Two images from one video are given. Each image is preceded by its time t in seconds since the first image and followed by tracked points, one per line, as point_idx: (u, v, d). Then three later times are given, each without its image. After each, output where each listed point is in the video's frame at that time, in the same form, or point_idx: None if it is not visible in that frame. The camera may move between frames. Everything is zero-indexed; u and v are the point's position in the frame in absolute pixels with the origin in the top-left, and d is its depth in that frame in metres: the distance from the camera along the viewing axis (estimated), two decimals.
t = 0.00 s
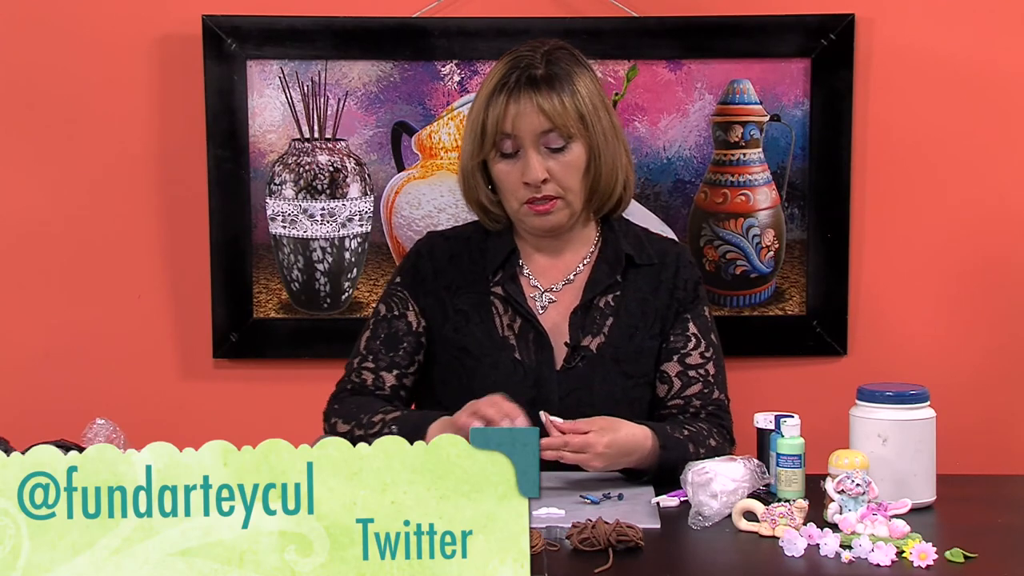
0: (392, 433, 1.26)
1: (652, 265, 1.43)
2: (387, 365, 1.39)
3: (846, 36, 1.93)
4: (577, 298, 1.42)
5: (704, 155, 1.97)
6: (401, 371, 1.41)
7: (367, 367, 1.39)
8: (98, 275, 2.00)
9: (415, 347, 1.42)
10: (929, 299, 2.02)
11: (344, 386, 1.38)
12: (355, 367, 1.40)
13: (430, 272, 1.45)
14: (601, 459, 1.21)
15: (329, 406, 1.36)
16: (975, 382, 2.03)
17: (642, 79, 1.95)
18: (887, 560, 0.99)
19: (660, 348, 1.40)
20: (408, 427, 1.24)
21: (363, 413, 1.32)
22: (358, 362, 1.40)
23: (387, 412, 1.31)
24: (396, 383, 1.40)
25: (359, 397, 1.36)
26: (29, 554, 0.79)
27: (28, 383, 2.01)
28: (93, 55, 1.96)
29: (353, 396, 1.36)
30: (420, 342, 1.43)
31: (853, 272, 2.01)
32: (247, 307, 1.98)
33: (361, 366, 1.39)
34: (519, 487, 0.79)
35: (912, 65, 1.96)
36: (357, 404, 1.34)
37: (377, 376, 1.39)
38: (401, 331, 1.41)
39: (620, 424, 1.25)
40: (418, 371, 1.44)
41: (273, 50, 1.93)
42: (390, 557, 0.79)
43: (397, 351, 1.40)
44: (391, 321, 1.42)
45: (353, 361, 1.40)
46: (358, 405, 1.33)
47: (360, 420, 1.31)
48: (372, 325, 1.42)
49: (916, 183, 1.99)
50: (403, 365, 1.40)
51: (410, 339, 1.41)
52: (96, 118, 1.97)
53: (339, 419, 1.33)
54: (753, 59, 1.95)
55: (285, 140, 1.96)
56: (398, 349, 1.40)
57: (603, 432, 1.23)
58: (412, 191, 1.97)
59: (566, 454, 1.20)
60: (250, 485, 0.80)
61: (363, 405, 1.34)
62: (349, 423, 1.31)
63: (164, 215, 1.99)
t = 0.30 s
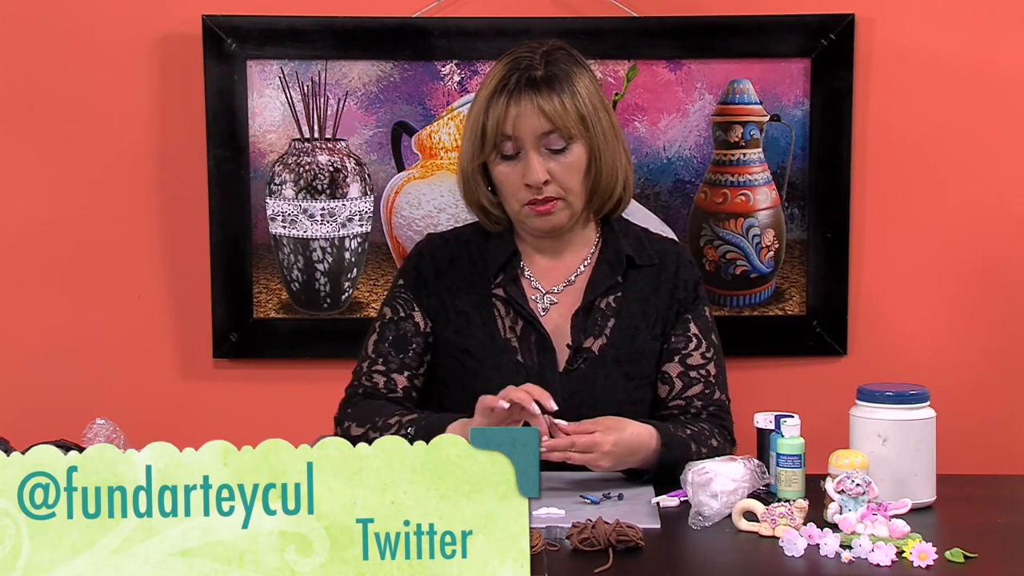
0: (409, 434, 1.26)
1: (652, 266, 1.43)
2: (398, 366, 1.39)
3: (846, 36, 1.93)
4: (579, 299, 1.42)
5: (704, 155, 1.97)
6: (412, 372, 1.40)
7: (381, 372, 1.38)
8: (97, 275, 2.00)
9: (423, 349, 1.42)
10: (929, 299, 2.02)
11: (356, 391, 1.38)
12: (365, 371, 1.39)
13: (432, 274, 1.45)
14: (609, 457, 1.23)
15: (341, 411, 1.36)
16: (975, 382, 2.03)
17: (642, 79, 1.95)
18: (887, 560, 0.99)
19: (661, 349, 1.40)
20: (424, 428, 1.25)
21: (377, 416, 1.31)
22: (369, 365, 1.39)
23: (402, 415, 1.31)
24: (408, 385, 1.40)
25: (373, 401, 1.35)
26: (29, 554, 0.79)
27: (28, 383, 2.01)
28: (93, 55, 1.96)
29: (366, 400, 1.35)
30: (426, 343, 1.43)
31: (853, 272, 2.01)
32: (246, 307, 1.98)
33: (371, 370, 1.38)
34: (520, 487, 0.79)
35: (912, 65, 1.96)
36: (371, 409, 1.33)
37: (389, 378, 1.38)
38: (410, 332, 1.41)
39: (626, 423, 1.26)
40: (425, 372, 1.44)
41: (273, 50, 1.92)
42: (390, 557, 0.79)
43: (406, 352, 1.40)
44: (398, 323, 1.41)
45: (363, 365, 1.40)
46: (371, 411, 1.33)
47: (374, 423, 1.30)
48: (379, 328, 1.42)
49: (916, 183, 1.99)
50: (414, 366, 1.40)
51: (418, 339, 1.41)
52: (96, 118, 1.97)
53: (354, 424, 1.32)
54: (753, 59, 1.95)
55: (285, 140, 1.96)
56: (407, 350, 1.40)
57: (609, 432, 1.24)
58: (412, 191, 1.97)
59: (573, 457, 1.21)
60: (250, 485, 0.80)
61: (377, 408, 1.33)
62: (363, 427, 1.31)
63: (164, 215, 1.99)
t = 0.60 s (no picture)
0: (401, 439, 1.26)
1: (653, 267, 1.43)
2: (398, 368, 1.39)
3: (846, 36, 1.93)
4: (579, 301, 1.42)
5: (704, 155, 1.97)
6: (411, 374, 1.40)
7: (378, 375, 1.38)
8: (97, 275, 2.00)
9: (423, 350, 1.42)
10: (928, 299, 2.02)
11: (355, 394, 1.38)
12: (364, 374, 1.39)
13: (432, 275, 1.45)
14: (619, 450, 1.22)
15: (340, 415, 1.36)
16: (976, 381, 2.03)
17: (642, 79, 1.95)
18: (887, 560, 0.99)
19: (662, 351, 1.41)
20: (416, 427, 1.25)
21: (370, 420, 1.31)
22: (368, 368, 1.39)
23: (393, 418, 1.30)
24: (407, 387, 1.40)
25: (369, 404, 1.35)
26: (29, 554, 0.79)
27: (28, 383, 2.01)
28: (93, 55, 1.96)
29: (362, 404, 1.35)
30: (427, 344, 1.42)
31: (853, 272, 2.01)
32: (246, 307, 1.98)
33: (371, 373, 1.38)
34: (520, 487, 0.79)
35: (912, 65, 1.96)
36: (365, 412, 1.33)
37: (388, 380, 1.38)
38: (409, 333, 1.41)
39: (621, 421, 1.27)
40: (425, 374, 1.44)
41: (273, 50, 1.93)
42: (390, 557, 0.79)
43: (406, 354, 1.40)
44: (397, 325, 1.41)
45: (363, 368, 1.40)
46: (364, 415, 1.32)
47: (367, 428, 1.30)
48: (379, 330, 1.42)
49: (916, 183, 1.99)
50: (412, 368, 1.40)
51: (418, 341, 1.41)
52: (96, 118, 1.97)
53: (348, 429, 1.32)
54: (753, 59, 1.95)
55: (285, 140, 1.96)
56: (407, 352, 1.40)
57: (607, 430, 1.24)
58: (412, 191, 1.97)
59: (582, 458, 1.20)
60: (250, 485, 0.80)
61: (371, 412, 1.33)
62: (359, 432, 1.30)
63: (163, 214, 1.99)
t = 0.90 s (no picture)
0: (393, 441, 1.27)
1: (651, 267, 1.43)
2: (395, 369, 1.39)
3: (846, 36, 1.93)
4: (577, 301, 1.42)
5: (704, 155, 1.97)
6: (408, 374, 1.41)
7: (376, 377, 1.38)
8: (97, 275, 2.00)
9: (421, 351, 1.42)
10: (929, 299, 2.02)
11: (351, 395, 1.38)
12: (361, 375, 1.39)
13: (431, 276, 1.45)
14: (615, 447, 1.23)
15: (336, 417, 1.36)
16: (976, 381, 2.03)
17: (642, 79, 1.95)
18: (887, 560, 0.99)
19: (661, 351, 1.41)
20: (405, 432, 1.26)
21: (366, 422, 1.32)
22: (365, 369, 1.39)
23: (387, 419, 1.31)
24: (404, 387, 1.40)
25: (363, 405, 1.35)
26: (29, 554, 0.79)
27: (28, 383, 2.01)
28: (94, 55, 1.96)
29: (357, 405, 1.35)
30: (424, 345, 1.43)
31: (853, 272, 2.01)
32: (246, 307, 1.98)
33: (368, 373, 1.38)
34: (520, 487, 0.79)
35: (912, 65, 1.96)
36: (359, 415, 1.33)
37: (385, 381, 1.38)
38: (407, 334, 1.41)
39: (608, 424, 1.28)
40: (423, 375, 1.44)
41: (273, 50, 1.93)
42: (390, 557, 0.79)
43: (403, 354, 1.40)
44: (395, 325, 1.41)
45: (360, 369, 1.40)
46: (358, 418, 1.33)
47: (363, 430, 1.30)
48: (377, 330, 1.42)
49: (916, 183, 1.99)
50: (409, 369, 1.40)
51: (416, 342, 1.41)
52: (96, 118, 1.97)
53: (343, 430, 1.32)
54: (753, 59, 1.95)
55: (285, 140, 1.96)
56: (404, 353, 1.40)
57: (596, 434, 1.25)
58: (412, 191, 1.97)
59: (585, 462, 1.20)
60: (250, 485, 0.80)
61: (365, 414, 1.33)
62: (353, 434, 1.30)
63: (163, 214, 1.99)
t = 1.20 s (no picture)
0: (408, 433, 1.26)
1: (650, 268, 1.42)
2: (396, 368, 1.39)
3: (846, 37, 1.93)
4: (576, 301, 1.42)
5: (704, 155, 1.97)
6: (410, 373, 1.40)
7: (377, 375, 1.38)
8: (97, 275, 2.00)
9: (421, 350, 1.42)
10: (929, 299, 2.02)
11: (353, 394, 1.38)
12: (363, 374, 1.38)
13: (430, 276, 1.45)
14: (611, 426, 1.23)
15: (340, 415, 1.36)
16: (976, 381, 2.03)
17: (642, 79, 1.95)
18: (887, 560, 0.99)
19: (660, 351, 1.41)
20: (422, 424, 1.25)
21: (374, 419, 1.31)
22: (366, 368, 1.38)
23: (399, 414, 1.30)
24: (406, 386, 1.39)
25: (368, 403, 1.35)
26: (29, 554, 0.79)
27: (28, 383, 2.01)
28: (94, 55, 1.96)
29: (361, 403, 1.34)
30: (425, 344, 1.42)
31: (853, 272, 2.01)
32: (246, 307, 1.98)
33: (369, 372, 1.38)
34: (520, 487, 0.79)
35: (912, 65, 1.96)
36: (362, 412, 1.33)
37: (387, 380, 1.38)
38: (408, 333, 1.41)
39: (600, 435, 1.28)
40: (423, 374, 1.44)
41: (273, 50, 1.92)
42: (390, 557, 0.79)
43: (405, 353, 1.40)
44: (396, 324, 1.41)
45: (361, 367, 1.39)
46: (363, 414, 1.32)
47: (373, 426, 1.30)
48: (377, 329, 1.41)
49: (916, 183, 1.99)
50: (411, 367, 1.40)
51: (417, 341, 1.41)
52: (96, 118, 1.97)
53: (351, 428, 1.32)
54: (753, 59, 1.95)
55: (285, 140, 1.96)
56: (406, 352, 1.40)
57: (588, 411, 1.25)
58: (412, 191, 1.97)
59: (584, 433, 1.20)
60: (250, 485, 0.80)
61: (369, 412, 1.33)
62: (363, 431, 1.30)
63: (163, 215, 1.99)
